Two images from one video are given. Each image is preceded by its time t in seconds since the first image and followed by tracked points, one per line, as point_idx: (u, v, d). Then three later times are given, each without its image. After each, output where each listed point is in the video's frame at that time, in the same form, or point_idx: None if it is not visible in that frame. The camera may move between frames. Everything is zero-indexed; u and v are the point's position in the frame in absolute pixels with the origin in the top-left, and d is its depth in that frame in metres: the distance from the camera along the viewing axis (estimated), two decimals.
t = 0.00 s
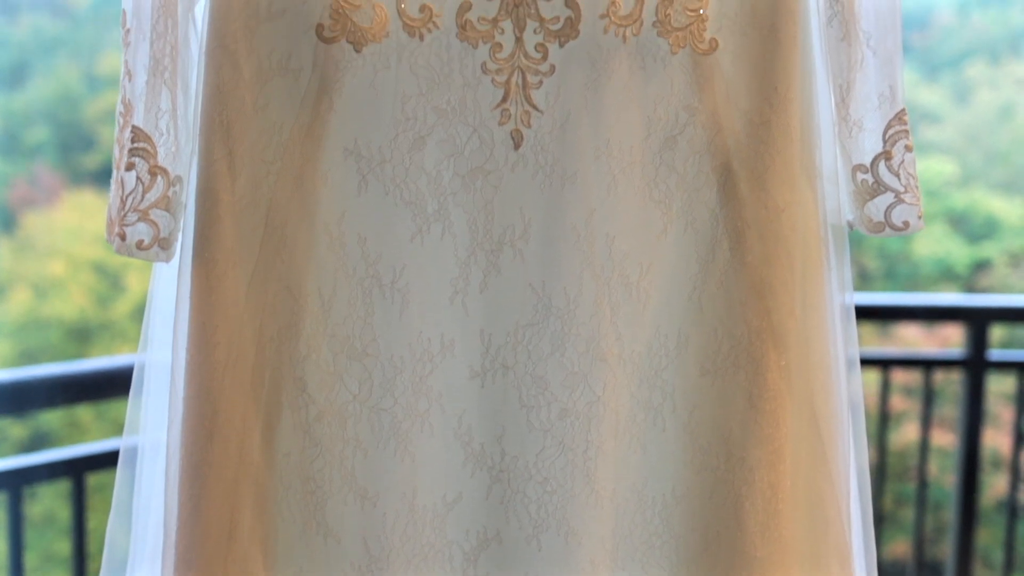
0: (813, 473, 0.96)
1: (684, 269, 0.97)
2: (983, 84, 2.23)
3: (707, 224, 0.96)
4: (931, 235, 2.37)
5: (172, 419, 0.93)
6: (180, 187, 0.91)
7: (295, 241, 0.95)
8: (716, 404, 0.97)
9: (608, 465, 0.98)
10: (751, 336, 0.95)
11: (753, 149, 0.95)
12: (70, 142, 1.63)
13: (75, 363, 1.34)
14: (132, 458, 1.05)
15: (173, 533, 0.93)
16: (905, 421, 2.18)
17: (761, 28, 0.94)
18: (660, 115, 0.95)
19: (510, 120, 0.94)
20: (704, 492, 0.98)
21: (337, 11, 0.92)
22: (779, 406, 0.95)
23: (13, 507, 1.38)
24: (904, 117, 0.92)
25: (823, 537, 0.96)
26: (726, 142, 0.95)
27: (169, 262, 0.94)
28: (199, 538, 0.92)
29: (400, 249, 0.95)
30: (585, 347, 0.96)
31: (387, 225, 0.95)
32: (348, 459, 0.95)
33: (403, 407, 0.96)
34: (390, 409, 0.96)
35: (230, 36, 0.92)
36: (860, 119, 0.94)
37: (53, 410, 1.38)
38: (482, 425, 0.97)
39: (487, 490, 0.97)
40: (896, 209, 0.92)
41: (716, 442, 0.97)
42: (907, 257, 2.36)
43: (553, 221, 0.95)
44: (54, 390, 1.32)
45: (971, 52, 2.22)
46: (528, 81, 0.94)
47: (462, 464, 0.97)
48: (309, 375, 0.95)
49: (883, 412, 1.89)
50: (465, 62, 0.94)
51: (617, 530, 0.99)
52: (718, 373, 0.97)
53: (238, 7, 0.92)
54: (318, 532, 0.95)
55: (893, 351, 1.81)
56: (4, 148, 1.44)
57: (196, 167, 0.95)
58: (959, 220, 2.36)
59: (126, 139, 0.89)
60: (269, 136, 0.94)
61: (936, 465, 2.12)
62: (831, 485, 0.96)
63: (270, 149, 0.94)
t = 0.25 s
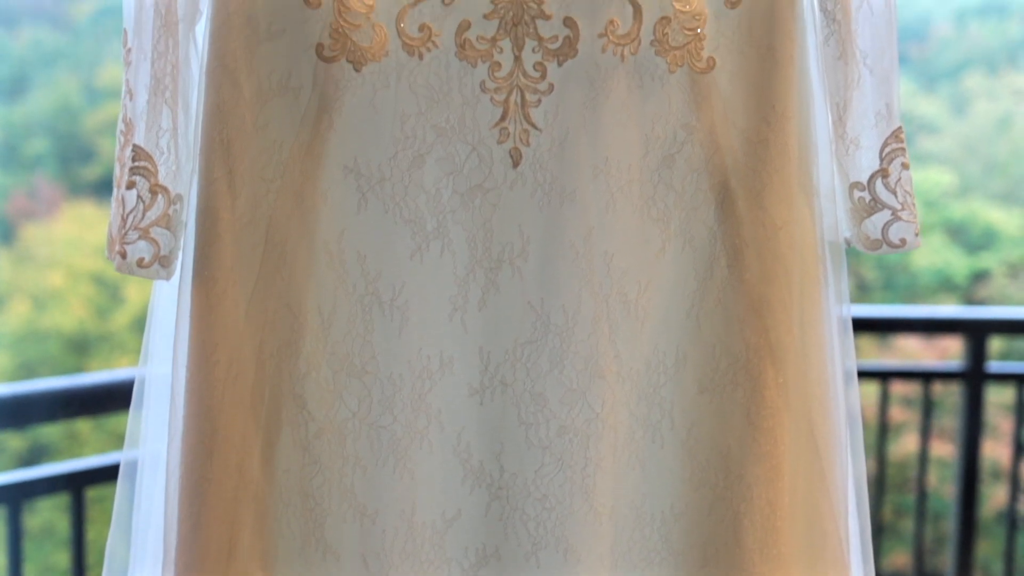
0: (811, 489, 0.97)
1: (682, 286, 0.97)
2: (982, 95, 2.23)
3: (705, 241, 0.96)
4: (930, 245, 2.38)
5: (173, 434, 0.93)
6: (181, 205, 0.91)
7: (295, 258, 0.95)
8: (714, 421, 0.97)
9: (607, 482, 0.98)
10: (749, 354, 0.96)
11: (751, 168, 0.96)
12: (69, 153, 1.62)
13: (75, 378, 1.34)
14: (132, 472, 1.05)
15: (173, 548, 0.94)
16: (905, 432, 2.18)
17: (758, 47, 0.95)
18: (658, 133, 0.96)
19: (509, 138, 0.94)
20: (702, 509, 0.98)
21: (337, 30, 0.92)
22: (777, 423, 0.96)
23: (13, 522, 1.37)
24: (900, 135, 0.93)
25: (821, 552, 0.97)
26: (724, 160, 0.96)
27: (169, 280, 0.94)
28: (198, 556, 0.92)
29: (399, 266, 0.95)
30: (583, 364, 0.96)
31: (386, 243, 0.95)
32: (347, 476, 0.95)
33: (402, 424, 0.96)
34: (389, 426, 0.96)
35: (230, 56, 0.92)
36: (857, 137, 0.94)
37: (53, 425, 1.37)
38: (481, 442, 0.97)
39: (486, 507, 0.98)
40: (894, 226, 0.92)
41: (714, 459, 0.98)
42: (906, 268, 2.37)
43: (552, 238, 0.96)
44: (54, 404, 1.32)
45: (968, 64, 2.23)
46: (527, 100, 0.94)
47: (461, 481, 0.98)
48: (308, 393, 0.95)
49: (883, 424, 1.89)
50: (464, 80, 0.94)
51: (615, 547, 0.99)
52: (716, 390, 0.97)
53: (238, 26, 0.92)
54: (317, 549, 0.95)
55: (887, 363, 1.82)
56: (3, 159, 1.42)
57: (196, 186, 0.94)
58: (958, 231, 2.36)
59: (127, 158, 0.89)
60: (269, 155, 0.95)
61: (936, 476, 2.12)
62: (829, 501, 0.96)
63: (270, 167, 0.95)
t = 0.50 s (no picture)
0: (809, 503, 0.97)
1: (681, 300, 0.98)
2: (981, 104, 2.24)
3: (703, 257, 0.97)
4: (929, 253, 2.38)
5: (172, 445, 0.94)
6: (181, 220, 0.92)
7: (295, 273, 0.95)
8: (712, 435, 0.98)
9: (606, 497, 0.98)
10: (747, 368, 0.96)
11: (748, 183, 0.96)
12: (68, 161, 1.61)
13: (76, 389, 1.34)
14: (132, 483, 1.05)
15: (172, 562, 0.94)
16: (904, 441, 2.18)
17: (755, 63, 0.96)
18: (657, 149, 0.96)
19: (508, 153, 0.95)
20: (700, 523, 0.98)
21: (337, 47, 0.93)
22: (774, 437, 0.96)
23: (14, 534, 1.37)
24: (897, 151, 0.93)
25: (820, 566, 0.97)
26: (722, 175, 0.96)
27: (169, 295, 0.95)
28: (197, 569, 0.92)
29: (398, 281, 0.96)
30: (582, 379, 0.97)
31: (385, 258, 0.96)
32: (346, 490, 0.95)
33: (401, 439, 0.96)
34: (389, 441, 0.96)
35: (231, 72, 0.93)
36: (854, 152, 0.95)
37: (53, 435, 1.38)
38: (480, 457, 0.98)
39: (485, 522, 0.98)
40: (891, 241, 0.92)
41: (712, 474, 0.98)
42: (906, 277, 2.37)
43: (551, 253, 0.96)
44: (54, 414, 1.32)
45: (967, 73, 2.24)
46: (526, 116, 0.95)
47: (460, 496, 0.98)
48: (308, 407, 0.95)
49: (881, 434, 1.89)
50: (464, 96, 0.95)
51: (614, 561, 0.99)
52: (714, 404, 0.97)
53: (238, 43, 0.93)
54: (317, 563, 0.95)
55: (889, 374, 1.82)
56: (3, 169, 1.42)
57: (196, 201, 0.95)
58: (958, 239, 2.36)
59: (127, 174, 0.89)
60: (269, 170, 0.95)
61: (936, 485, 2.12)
62: (827, 514, 0.96)
63: (270, 183, 0.95)
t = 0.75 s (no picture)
0: (807, 517, 0.97)
1: (678, 316, 0.98)
2: (978, 115, 2.14)
3: (701, 274, 0.97)
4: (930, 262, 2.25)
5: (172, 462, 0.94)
6: (181, 237, 0.92)
7: (295, 290, 0.96)
8: (710, 451, 0.98)
9: (604, 513, 0.99)
10: (745, 385, 0.97)
11: (746, 201, 0.97)
12: (69, 172, 1.51)
13: (75, 403, 1.35)
14: (132, 496, 1.05)
15: None
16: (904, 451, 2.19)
17: (753, 82, 0.97)
18: (655, 167, 0.97)
19: (506, 171, 0.95)
20: (698, 538, 0.99)
21: (337, 66, 0.93)
22: (772, 453, 0.97)
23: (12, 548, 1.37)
24: (893, 168, 0.93)
25: None
26: (719, 193, 0.97)
27: (169, 312, 0.95)
28: None
29: (397, 298, 0.96)
30: (580, 396, 0.97)
31: (384, 275, 0.96)
32: (345, 506, 0.96)
33: (400, 455, 0.97)
34: (388, 457, 0.96)
35: (231, 92, 0.94)
36: (851, 170, 0.95)
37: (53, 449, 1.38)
38: (479, 473, 0.98)
39: (484, 538, 0.98)
40: (888, 258, 0.92)
41: (710, 491, 0.98)
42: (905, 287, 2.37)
43: (549, 271, 0.97)
44: (54, 428, 1.33)
45: (965, 83, 2.14)
46: (524, 134, 0.95)
47: (458, 512, 0.98)
48: (307, 424, 0.95)
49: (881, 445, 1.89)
50: (463, 114, 0.95)
51: None
52: (712, 421, 0.98)
53: (238, 63, 0.94)
54: None
55: (890, 386, 1.81)
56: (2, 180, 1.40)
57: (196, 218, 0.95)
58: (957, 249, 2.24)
59: (128, 192, 0.89)
60: (269, 188, 0.96)
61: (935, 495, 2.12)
62: (825, 529, 0.97)
63: (270, 201, 0.96)
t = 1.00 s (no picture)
0: (806, 533, 0.98)
1: (677, 332, 0.98)
2: (976, 125, 2.13)
3: (699, 291, 0.98)
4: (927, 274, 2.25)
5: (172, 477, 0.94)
6: (181, 254, 0.91)
7: (295, 305, 0.96)
8: (708, 466, 0.98)
9: (602, 528, 0.99)
10: (743, 402, 0.97)
11: (743, 218, 0.97)
12: (69, 182, 1.48)
13: (74, 415, 1.35)
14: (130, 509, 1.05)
15: None
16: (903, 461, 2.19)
17: (749, 100, 0.98)
18: (652, 183, 0.97)
19: (505, 188, 0.96)
20: (697, 554, 0.99)
21: (337, 83, 0.94)
22: (769, 469, 0.97)
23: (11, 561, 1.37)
24: (890, 185, 0.93)
25: None
26: (717, 210, 0.97)
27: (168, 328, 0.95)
28: None
29: (395, 314, 0.97)
30: (579, 412, 0.97)
31: (383, 291, 0.97)
32: (344, 522, 0.96)
33: (399, 471, 0.97)
34: (386, 472, 0.97)
35: (232, 109, 0.94)
36: (849, 186, 0.95)
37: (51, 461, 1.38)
38: (477, 489, 0.98)
39: (482, 555, 0.98)
40: (885, 274, 0.92)
41: (709, 507, 0.98)
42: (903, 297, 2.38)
43: (547, 287, 0.97)
44: (53, 441, 1.33)
45: (964, 93, 2.13)
46: (523, 151, 0.96)
47: (457, 528, 0.98)
48: (306, 440, 0.95)
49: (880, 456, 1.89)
50: (462, 131, 0.96)
51: None
52: (710, 436, 0.98)
53: (239, 80, 0.95)
54: None
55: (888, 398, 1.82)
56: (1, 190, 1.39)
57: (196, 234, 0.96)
58: (954, 259, 2.25)
59: (128, 208, 0.89)
60: (268, 205, 0.96)
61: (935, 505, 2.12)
62: (822, 545, 0.97)
63: (270, 217, 0.96)
